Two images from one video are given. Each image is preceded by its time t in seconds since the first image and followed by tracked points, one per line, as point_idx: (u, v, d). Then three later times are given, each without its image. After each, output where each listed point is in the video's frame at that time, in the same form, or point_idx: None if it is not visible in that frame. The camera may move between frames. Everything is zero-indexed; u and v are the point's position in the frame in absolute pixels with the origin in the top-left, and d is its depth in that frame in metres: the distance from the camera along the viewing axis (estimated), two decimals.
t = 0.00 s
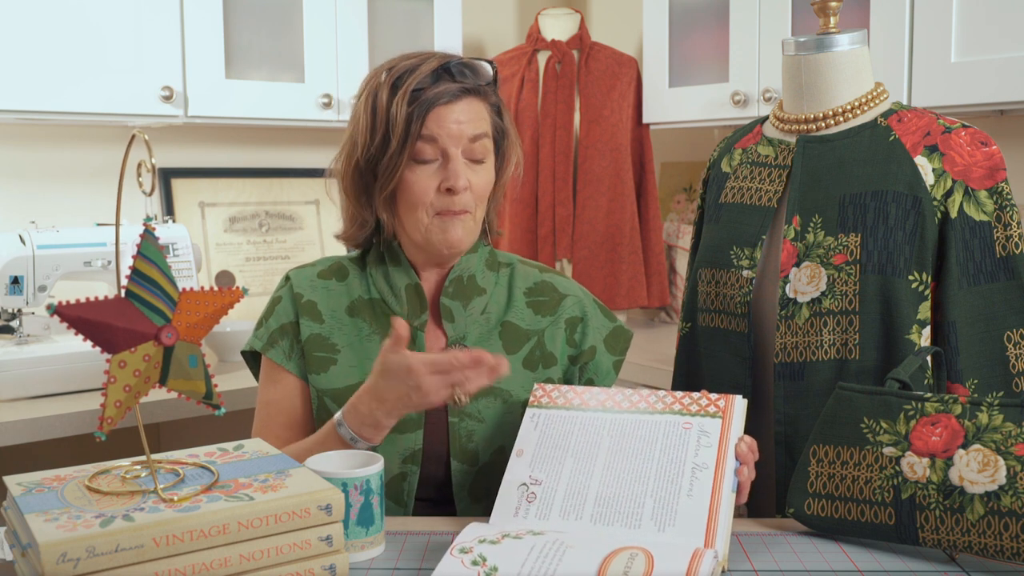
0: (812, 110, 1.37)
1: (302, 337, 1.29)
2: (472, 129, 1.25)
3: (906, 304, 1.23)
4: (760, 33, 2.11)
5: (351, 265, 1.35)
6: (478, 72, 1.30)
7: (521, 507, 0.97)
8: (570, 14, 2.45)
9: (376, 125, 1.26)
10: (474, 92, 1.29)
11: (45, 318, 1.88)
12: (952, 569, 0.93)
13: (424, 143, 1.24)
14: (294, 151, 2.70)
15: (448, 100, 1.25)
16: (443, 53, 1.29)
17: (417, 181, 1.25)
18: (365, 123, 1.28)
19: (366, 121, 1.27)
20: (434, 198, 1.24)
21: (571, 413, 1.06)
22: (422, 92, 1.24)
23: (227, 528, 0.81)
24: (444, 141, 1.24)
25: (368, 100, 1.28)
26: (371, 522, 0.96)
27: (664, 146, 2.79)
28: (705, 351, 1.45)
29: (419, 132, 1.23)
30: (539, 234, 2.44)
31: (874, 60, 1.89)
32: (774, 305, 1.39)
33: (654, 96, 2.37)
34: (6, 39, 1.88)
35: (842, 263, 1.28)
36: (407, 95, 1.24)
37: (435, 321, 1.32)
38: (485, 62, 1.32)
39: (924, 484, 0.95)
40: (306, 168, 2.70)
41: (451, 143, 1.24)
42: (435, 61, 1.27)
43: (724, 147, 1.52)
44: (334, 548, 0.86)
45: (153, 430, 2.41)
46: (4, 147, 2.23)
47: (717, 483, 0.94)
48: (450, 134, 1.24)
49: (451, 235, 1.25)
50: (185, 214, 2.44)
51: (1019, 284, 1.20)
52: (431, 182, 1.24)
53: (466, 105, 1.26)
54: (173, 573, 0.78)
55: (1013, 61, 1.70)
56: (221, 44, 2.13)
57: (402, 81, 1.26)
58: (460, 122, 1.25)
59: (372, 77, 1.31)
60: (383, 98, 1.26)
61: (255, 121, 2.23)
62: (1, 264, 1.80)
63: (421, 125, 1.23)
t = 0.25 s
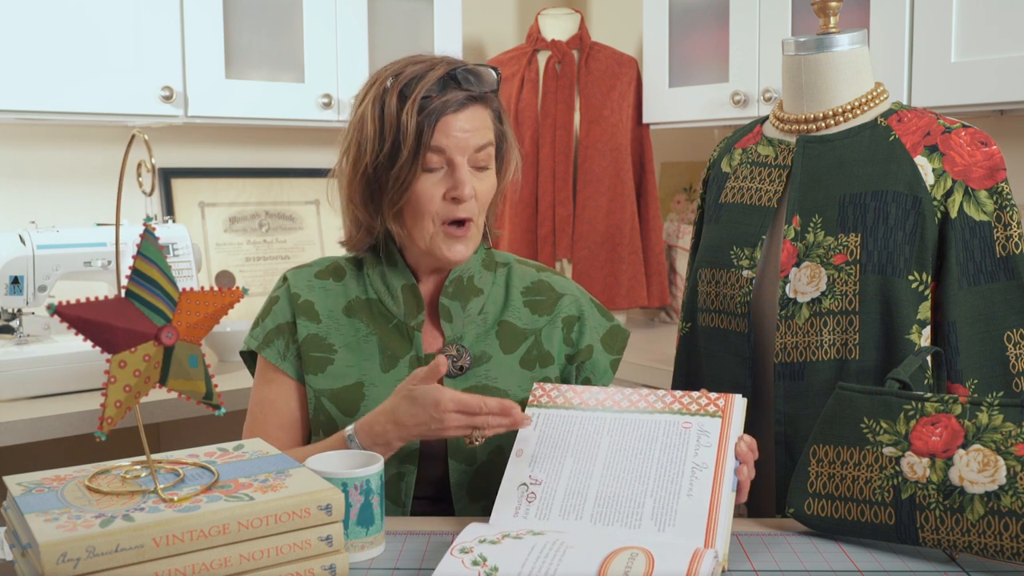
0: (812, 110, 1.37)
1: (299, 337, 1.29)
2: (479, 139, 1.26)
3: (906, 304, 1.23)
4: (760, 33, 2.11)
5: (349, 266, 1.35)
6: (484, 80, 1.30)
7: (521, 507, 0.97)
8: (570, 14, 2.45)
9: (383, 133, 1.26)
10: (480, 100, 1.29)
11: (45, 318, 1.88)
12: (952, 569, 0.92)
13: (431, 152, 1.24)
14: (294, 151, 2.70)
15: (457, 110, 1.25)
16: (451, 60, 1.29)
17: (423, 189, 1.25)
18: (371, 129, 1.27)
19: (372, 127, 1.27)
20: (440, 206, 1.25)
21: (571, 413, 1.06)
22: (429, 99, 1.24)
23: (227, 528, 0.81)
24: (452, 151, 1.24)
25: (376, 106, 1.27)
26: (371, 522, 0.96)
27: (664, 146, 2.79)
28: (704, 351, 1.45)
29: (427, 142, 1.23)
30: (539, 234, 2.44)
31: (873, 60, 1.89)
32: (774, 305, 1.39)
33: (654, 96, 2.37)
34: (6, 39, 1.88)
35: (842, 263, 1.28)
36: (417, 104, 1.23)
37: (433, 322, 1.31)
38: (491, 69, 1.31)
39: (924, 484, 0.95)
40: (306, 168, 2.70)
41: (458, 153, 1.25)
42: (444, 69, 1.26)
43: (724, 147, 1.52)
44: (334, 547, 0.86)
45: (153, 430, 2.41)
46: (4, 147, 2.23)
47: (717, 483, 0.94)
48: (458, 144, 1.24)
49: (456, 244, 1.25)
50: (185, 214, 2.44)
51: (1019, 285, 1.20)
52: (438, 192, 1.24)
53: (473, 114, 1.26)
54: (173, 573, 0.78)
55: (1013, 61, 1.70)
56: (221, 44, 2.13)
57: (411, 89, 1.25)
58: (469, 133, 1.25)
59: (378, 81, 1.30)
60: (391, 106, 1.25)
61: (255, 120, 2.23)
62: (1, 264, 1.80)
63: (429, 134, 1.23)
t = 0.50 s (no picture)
0: (812, 110, 1.37)
1: (302, 334, 1.29)
2: (453, 117, 1.28)
3: (906, 304, 1.23)
4: (760, 33, 2.11)
5: (354, 264, 1.35)
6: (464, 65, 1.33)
7: (521, 507, 0.97)
8: (570, 14, 2.45)
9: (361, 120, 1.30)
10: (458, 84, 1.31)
11: (45, 318, 1.88)
12: (952, 569, 0.93)
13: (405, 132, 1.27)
14: (294, 151, 2.70)
15: (429, 90, 1.28)
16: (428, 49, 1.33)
17: (399, 169, 1.27)
18: (352, 120, 1.32)
19: (352, 116, 1.31)
20: (415, 186, 1.26)
21: (571, 410, 1.04)
22: (402, 84, 1.28)
23: (227, 528, 0.81)
24: (425, 129, 1.27)
25: (355, 97, 1.32)
26: (371, 522, 0.96)
27: (664, 146, 2.79)
28: (704, 350, 1.45)
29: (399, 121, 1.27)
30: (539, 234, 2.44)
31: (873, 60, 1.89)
32: (774, 305, 1.39)
33: (654, 96, 2.37)
34: (6, 39, 1.88)
35: (842, 263, 1.28)
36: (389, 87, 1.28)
37: (435, 323, 1.31)
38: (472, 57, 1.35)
39: (924, 484, 0.95)
40: (306, 168, 2.70)
41: (432, 130, 1.27)
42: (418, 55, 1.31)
43: (724, 147, 1.52)
44: (334, 547, 0.86)
45: (153, 430, 2.41)
46: (4, 147, 2.23)
47: (717, 482, 0.94)
48: (431, 122, 1.27)
49: (435, 220, 1.25)
50: (184, 214, 2.44)
51: (1019, 284, 1.20)
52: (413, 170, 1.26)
53: (447, 95, 1.29)
54: (173, 573, 0.78)
55: (1013, 61, 1.70)
56: (221, 44, 2.13)
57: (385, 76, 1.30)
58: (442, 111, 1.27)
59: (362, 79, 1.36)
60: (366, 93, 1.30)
61: (255, 120, 2.23)
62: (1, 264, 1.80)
63: (400, 114, 1.27)
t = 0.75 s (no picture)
0: (812, 110, 1.37)
1: (313, 329, 1.29)
2: (433, 115, 1.27)
3: (906, 304, 1.23)
4: (760, 33, 2.11)
5: (365, 261, 1.35)
6: (439, 63, 1.32)
7: (520, 508, 0.97)
8: (570, 14, 2.45)
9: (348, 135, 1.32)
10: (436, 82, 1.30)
11: (45, 318, 1.88)
12: (952, 569, 0.93)
13: (389, 139, 1.28)
14: (294, 151, 2.70)
15: (404, 94, 1.28)
16: (404, 53, 1.33)
17: (389, 177, 1.28)
18: (341, 137, 1.34)
19: (341, 133, 1.33)
20: (406, 191, 1.26)
21: (569, 404, 1.05)
22: (380, 91, 1.29)
23: (227, 528, 0.81)
24: (406, 133, 1.27)
25: (341, 114, 1.34)
26: (371, 522, 0.96)
27: (664, 146, 2.79)
28: (704, 350, 1.45)
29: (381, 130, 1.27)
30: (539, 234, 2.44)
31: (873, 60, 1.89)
32: (774, 306, 1.39)
33: (653, 96, 2.37)
34: (6, 39, 1.88)
35: (842, 263, 1.28)
36: (366, 98, 1.29)
37: (445, 322, 1.30)
38: (447, 53, 1.34)
39: (924, 484, 0.95)
40: (306, 168, 2.70)
41: (413, 133, 1.27)
42: (392, 62, 1.31)
43: (724, 147, 1.52)
44: (334, 547, 0.86)
45: (153, 430, 2.41)
46: (4, 147, 2.23)
47: (716, 477, 0.94)
48: (410, 124, 1.27)
49: (429, 222, 1.24)
50: (185, 214, 2.44)
51: (1019, 285, 1.20)
52: (402, 177, 1.27)
53: (425, 94, 1.28)
54: (173, 573, 0.78)
55: (1013, 61, 1.70)
56: (221, 44, 2.13)
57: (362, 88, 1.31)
58: (420, 111, 1.27)
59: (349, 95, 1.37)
60: (348, 108, 1.31)
61: (255, 120, 2.23)
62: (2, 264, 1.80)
63: (380, 124, 1.28)
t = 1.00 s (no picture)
0: (812, 110, 1.37)
1: (322, 328, 1.29)
2: (426, 128, 1.25)
3: (906, 304, 1.23)
4: (760, 33, 2.11)
5: (372, 259, 1.35)
6: (430, 70, 1.30)
7: (519, 508, 0.97)
8: (570, 14, 2.45)
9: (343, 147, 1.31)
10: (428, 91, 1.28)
11: (45, 318, 1.88)
12: (952, 569, 0.93)
13: (384, 153, 1.27)
14: (294, 151, 2.70)
15: (396, 107, 1.26)
16: (394, 62, 1.31)
17: (386, 190, 1.28)
18: (337, 147, 1.33)
19: (336, 144, 1.32)
20: (403, 205, 1.26)
21: (560, 395, 1.03)
22: (372, 104, 1.27)
23: (227, 528, 0.81)
24: (400, 147, 1.26)
25: (336, 124, 1.33)
26: (371, 522, 0.96)
27: (664, 146, 2.79)
28: (704, 350, 1.46)
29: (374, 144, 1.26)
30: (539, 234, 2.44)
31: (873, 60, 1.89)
32: (774, 306, 1.39)
33: (653, 96, 2.37)
34: (6, 39, 1.88)
35: (842, 263, 1.28)
36: (357, 112, 1.27)
37: (451, 321, 1.31)
38: (437, 58, 1.31)
39: (924, 484, 0.95)
40: (306, 168, 2.70)
41: (407, 147, 1.25)
42: (382, 72, 1.29)
43: (724, 147, 1.52)
44: (334, 547, 0.86)
45: (154, 430, 2.41)
46: (4, 147, 2.23)
47: (714, 472, 0.93)
48: (403, 139, 1.25)
49: (430, 236, 1.25)
50: (185, 214, 2.44)
51: (1019, 284, 1.20)
52: (398, 191, 1.26)
53: (417, 105, 1.26)
54: (173, 573, 0.78)
55: (1013, 61, 1.70)
56: (221, 44, 2.13)
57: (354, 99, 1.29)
58: (413, 124, 1.25)
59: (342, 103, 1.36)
60: (341, 121, 1.30)
61: (255, 120, 2.23)
62: (2, 264, 1.80)
63: (373, 138, 1.26)
